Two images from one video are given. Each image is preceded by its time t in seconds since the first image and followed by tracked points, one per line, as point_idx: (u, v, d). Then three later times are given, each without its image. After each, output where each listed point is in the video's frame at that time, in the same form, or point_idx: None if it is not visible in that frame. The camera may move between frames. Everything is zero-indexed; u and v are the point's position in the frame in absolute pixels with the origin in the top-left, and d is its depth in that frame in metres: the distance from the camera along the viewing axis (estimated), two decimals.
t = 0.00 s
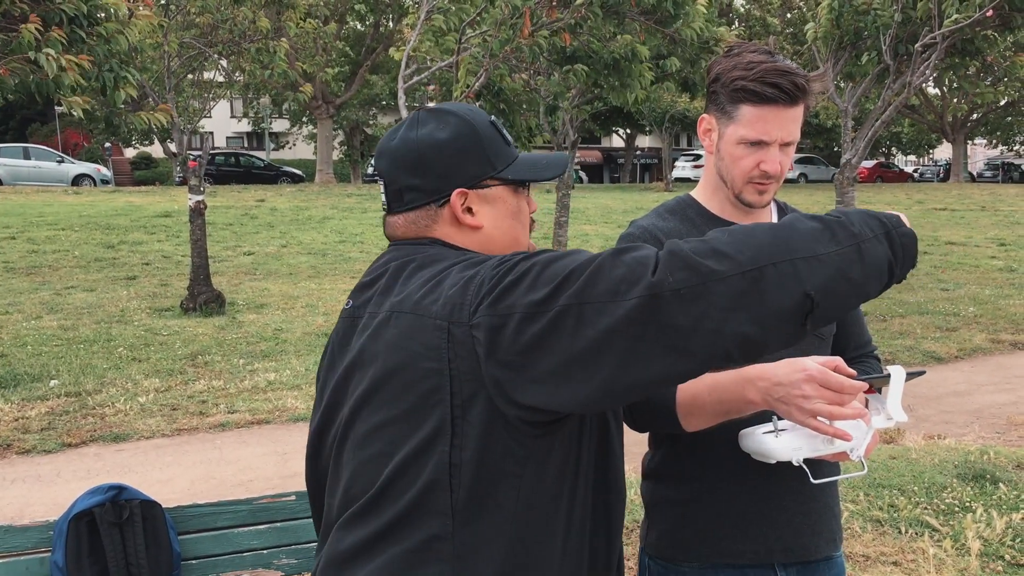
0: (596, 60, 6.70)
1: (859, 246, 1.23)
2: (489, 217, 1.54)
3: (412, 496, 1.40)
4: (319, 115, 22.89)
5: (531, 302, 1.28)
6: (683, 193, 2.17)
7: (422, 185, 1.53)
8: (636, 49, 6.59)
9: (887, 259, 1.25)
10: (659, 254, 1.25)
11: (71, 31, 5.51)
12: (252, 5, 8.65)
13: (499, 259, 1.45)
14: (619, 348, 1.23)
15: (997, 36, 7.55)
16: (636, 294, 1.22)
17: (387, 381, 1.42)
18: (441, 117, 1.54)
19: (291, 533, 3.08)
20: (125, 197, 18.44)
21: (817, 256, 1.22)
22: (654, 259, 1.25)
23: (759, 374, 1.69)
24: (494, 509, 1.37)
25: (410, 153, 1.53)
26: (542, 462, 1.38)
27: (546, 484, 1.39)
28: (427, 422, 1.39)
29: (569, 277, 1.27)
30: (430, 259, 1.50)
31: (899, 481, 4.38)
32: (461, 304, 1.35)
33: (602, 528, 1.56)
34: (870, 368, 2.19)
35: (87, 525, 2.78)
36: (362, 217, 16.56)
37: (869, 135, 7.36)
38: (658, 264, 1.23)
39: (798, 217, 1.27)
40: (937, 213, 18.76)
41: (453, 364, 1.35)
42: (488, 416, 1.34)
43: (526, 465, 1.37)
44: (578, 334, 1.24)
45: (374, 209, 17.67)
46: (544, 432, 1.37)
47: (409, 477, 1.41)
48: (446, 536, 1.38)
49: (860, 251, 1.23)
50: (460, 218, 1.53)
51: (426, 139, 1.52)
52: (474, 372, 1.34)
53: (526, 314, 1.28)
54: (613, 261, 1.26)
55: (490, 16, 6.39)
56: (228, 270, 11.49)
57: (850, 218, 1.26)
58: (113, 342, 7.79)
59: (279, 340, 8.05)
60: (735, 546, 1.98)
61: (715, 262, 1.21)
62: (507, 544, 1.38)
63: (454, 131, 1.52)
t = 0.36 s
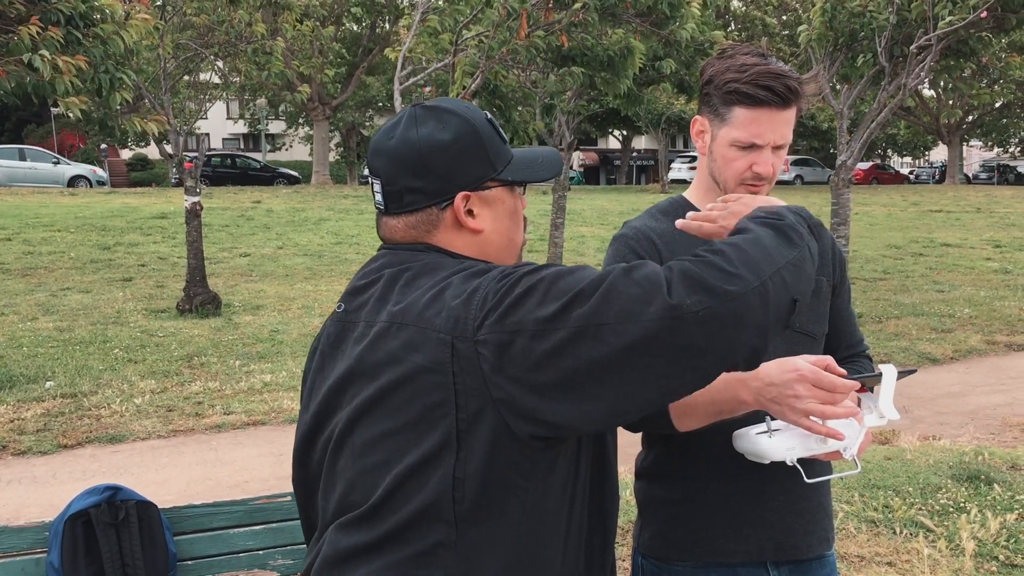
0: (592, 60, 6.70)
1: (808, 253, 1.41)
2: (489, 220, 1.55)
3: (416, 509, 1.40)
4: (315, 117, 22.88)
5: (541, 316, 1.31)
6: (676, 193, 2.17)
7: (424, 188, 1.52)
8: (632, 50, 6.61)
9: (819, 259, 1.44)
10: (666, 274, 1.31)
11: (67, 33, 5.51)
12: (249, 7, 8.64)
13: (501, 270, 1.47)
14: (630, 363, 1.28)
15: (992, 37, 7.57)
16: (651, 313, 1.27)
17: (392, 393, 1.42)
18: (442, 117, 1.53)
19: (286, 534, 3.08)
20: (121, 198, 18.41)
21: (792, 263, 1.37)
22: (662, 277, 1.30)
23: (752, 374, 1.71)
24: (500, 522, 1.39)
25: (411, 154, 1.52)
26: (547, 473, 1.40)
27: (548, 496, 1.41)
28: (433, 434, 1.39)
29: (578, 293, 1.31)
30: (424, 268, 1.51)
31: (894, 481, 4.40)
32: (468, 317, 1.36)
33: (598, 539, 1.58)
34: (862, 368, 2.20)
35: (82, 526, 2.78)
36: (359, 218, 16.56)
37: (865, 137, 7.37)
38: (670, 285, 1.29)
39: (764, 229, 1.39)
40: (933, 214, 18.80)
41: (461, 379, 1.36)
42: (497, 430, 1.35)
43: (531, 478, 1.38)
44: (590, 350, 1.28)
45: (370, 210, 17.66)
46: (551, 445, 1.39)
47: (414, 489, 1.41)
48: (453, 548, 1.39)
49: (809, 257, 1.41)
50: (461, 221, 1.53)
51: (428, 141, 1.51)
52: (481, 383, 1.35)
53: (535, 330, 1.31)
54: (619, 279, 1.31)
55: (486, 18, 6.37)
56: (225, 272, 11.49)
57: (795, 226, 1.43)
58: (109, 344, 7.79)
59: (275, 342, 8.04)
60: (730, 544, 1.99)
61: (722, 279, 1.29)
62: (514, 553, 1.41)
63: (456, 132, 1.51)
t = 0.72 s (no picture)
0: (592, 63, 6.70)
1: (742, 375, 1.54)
2: (506, 236, 1.56)
3: (390, 536, 1.44)
4: (316, 119, 22.89)
5: (526, 391, 1.36)
6: (676, 196, 2.18)
7: (446, 204, 1.52)
8: (632, 54, 6.62)
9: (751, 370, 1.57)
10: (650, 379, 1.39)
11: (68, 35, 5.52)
12: (249, 10, 8.64)
13: (496, 299, 1.48)
14: (603, 455, 1.37)
15: (992, 40, 7.58)
16: (632, 443, 1.37)
17: (372, 416, 1.46)
18: (466, 130, 1.52)
19: (285, 536, 3.08)
20: (121, 200, 18.40)
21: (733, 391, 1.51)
22: (650, 397, 1.37)
23: (751, 377, 1.72)
24: (473, 557, 1.41)
25: (434, 167, 1.51)
26: (523, 508, 1.42)
27: (525, 535, 1.42)
28: (409, 463, 1.43)
29: (564, 380, 1.36)
30: (418, 281, 1.52)
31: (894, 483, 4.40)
32: (448, 354, 1.39)
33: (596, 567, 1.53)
34: (862, 369, 2.20)
35: (82, 528, 2.78)
36: (359, 221, 16.56)
37: (865, 140, 7.37)
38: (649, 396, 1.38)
39: (726, 341, 1.49)
40: (933, 217, 18.79)
41: (442, 423, 1.40)
42: (469, 476, 1.40)
43: (505, 513, 1.41)
44: (568, 441, 1.36)
45: (370, 213, 17.67)
46: (529, 486, 1.42)
47: (390, 515, 1.45)
48: None
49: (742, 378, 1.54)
50: (480, 238, 1.54)
51: (451, 154, 1.51)
52: (458, 424, 1.40)
53: (516, 395, 1.36)
54: (609, 380, 1.36)
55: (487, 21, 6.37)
56: (225, 274, 11.49)
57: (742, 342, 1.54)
58: (109, 346, 7.79)
59: (275, 344, 8.04)
60: (730, 545, 1.99)
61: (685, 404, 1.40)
62: None
63: (480, 147, 1.51)
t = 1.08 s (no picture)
0: (596, 67, 6.71)
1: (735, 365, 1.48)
2: (498, 237, 1.55)
3: (371, 534, 1.49)
4: (318, 120, 22.90)
5: (481, 385, 1.35)
6: (679, 197, 2.18)
7: (436, 204, 1.52)
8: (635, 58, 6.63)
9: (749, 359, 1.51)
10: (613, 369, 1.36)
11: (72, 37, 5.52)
12: (252, 12, 8.64)
13: (469, 297, 1.47)
14: (565, 447, 1.34)
15: (994, 41, 7.58)
16: (595, 434, 1.34)
17: (353, 417, 1.51)
18: (457, 130, 1.52)
19: (287, 537, 3.08)
20: (124, 202, 18.42)
21: (719, 382, 1.46)
22: (613, 383, 1.35)
23: (754, 377, 1.72)
24: (447, 554, 1.42)
25: (423, 168, 1.51)
26: (492, 503, 1.41)
27: (498, 530, 1.42)
28: (385, 463, 1.46)
29: (521, 372, 1.34)
30: (398, 281, 1.55)
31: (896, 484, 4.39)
32: (412, 352, 1.41)
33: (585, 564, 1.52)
34: (865, 371, 2.20)
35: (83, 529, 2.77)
36: (361, 222, 16.57)
37: (868, 141, 7.36)
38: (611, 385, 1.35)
39: (708, 328, 1.44)
40: (935, 218, 18.77)
41: (409, 420, 1.42)
42: (434, 472, 1.41)
43: (475, 509, 1.41)
44: (527, 435, 1.35)
45: (372, 214, 17.67)
46: (497, 481, 1.41)
47: (371, 513, 1.50)
48: None
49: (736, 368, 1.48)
50: (472, 237, 1.54)
51: (441, 155, 1.50)
52: (422, 422, 1.41)
53: (471, 390, 1.35)
54: (567, 370, 1.34)
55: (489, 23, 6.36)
56: (227, 275, 11.49)
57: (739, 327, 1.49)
58: (111, 347, 7.79)
59: (277, 345, 8.05)
60: (733, 546, 1.98)
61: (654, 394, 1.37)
62: None
63: (471, 147, 1.50)
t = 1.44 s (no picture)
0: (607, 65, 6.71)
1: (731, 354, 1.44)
2: (496, 232, 1.55)
3: (374, 534, 1.50)
4: (328, 120, 22.95)
5: (471, 387, 1.34)
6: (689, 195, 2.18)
7: (430, 204, 1.53)
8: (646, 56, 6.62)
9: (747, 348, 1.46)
10: (601, 369, 1.35)
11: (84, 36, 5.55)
12: (262, 11, 8.67)
13: (465, 298, 1.47)
14: (557, 447, 1.33)
15: (1006, 38, 7.54)
16: (584, 435, 1.33)
17: (354, 419, 1.53)
18: (445, 128, 1.52)
19: (297, 535, 3.10)
20: (135, 201, 18.50)
21: (720, 373, 1.42)
22: (600, 384, 1.34)
23: (764, 376, 1.72)
24: (445, 553, 1.43)
25: (415, 170, 1.52)
26: (488, 504, 1.41)
27: (496, 531, 1.42)
28: (385, 464, 1.47)
29: (510, 373, 1.34)
30: (398, 284, 1.56)
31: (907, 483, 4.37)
32: (405, 356, 1.41)
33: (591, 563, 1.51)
34: (876, 370, 2.19)
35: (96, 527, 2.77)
36: (371, 221, 16.60)
37: (879, 139, 7.33)
38: (599, 386, 1.34)
39: (704, 319, 1.41)
40: (947, 216, 18.68)
41: (405, 422, 1.43)
42: (431, 474, 1.42)
43: (472, 510, 1.41)
44: (518, 436, 1.34)
45: (382, 213, 17.70)
46: (493, 481, 1.40)
47: (373, 514, 1.52)
48: None
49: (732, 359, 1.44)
50: (470, 235, 1.54)
51: (431, 155, 1.51)
52: (417, 424, 1.41)
53: (461, 394, 1.35)
54: (556, 370, 1.33)
55: (499, 22, 6.36)
56: (238, 274, 11.53)
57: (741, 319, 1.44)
58: (123, 346, 7.83)
59: (287, 344, 8.07)
60: (742, 545, 1.98)
61: (644, 392, 1.35)
62: None
63: (458, 144, 1.51)
